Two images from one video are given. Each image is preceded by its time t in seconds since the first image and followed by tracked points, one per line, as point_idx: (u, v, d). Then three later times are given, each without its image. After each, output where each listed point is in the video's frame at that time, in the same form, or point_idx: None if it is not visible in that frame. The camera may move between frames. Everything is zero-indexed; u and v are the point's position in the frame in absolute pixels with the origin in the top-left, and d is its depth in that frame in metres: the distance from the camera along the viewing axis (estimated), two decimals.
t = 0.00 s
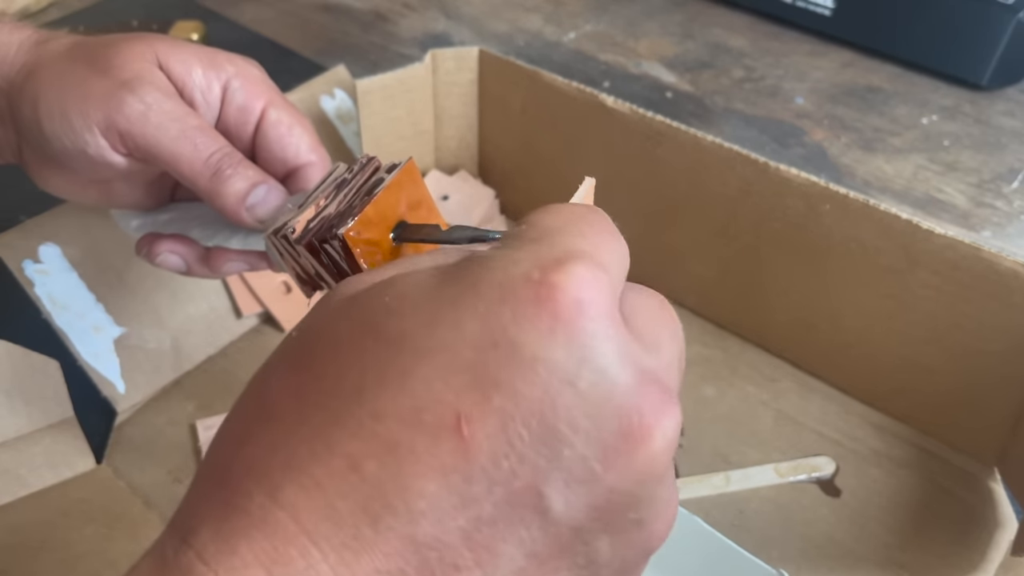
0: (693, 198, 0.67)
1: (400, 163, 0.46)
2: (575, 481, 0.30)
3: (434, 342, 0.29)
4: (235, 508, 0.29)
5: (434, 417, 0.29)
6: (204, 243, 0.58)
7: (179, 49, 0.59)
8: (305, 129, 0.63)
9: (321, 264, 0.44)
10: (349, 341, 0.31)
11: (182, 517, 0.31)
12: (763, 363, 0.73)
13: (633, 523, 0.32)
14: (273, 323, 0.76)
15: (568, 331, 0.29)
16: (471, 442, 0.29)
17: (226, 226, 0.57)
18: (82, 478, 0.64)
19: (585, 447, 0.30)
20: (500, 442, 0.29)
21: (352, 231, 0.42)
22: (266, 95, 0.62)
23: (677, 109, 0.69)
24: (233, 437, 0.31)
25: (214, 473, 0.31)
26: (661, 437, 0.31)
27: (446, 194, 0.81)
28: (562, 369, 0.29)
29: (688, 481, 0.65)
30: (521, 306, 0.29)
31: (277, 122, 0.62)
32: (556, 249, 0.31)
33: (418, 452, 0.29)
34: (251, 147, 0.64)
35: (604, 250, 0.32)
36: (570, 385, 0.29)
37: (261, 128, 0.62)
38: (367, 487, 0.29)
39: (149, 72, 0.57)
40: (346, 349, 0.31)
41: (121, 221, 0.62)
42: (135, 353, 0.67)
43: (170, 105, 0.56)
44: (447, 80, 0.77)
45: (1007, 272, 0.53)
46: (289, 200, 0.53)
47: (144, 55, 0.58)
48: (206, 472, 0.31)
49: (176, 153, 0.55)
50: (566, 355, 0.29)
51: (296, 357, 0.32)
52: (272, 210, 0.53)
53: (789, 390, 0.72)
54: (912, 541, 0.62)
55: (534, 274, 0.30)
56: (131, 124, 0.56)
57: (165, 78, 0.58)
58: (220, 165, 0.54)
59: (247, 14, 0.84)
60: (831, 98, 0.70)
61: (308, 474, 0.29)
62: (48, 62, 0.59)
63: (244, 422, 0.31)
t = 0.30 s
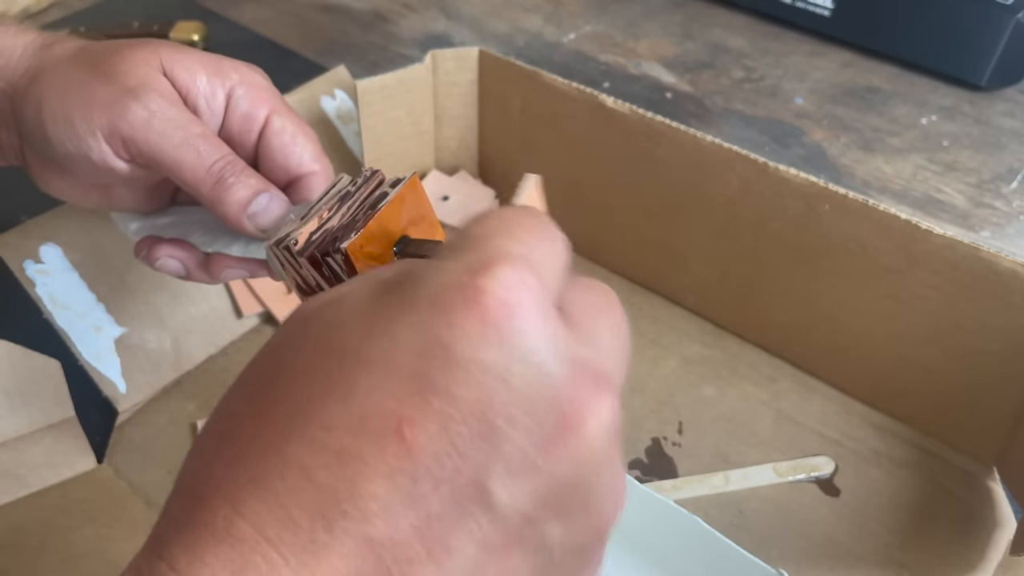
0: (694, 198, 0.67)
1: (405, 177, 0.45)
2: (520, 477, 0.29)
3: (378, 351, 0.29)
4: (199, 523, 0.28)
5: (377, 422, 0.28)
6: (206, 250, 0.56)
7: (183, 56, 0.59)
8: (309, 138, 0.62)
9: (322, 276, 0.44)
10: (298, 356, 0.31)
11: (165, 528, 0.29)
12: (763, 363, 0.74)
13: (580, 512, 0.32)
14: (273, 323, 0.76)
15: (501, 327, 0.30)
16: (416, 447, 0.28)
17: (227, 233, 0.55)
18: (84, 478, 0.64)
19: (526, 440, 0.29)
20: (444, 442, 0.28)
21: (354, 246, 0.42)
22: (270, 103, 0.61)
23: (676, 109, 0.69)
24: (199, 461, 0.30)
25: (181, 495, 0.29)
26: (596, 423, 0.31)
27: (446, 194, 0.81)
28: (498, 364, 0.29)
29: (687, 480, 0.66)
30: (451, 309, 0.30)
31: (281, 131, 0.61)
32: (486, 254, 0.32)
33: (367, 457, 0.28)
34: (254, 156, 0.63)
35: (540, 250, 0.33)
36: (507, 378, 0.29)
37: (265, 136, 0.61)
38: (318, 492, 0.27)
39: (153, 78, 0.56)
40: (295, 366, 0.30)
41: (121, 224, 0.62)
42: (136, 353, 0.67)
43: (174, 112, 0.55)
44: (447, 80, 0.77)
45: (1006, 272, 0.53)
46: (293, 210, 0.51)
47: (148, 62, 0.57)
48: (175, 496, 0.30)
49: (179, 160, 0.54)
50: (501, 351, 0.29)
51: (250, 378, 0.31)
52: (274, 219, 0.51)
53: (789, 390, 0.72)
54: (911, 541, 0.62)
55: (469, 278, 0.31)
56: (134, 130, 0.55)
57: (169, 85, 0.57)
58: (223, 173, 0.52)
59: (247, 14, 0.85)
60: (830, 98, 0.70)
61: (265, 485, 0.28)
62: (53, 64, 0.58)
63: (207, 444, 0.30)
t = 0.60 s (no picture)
0: (693, 198, 0.67)
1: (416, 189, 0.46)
2: (511, 437, 0.31)
3: (374, 331, 0.29)
4: (207, 509, 0.27)
5: (386, 396, 0.28)
6: (215, 252, 0.54)
7: (193, 60, 0.58)
8: (319, 143, 0.61)
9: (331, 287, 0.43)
10: (282, 339, 0.30)
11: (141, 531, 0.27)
12: (763, 363, 0.74)
13: (554, 476, 0.33)
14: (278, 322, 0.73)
15: (495, 305, 0.30)
16: (425, 412, 0.29)
17: (236, 235, 0.53)
18: (84, 478, 0.64)
19: (515, 404, 0.31)
20: (448, 411, 0.29)
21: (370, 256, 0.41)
22: (280, 107, 0.61)
23: (676, 109, 0.69)
24: (188, 448, 0.28)
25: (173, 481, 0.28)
26: (574, 390, 0.32)
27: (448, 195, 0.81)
28: (489, 339, 0.30)
29: (687, 480, 0.66)
30: (437, 291, 0.30)
31: (292, 135, 0.60)
32: (465, 242, 0.32)
33: (380, 430, 0.28)
34: (264, 160, 0.62)
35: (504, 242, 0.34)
36: (498, 352, 0.30)
37: (275, 141, 0.61)
38: (332, 467, 0.27)
39: (163, 83, 0.56)
40: (287, 349, 0.29)
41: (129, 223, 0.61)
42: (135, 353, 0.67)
43: (185, 118, 0.54)
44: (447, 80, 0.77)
45: (1006, 272, 0.53)
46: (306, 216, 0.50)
47: (159, 66, 0.56)
48: (160, 483, 0.28)
49: (190, 165, 0.53)
50: (491, 328, 0.30)
51: (233, 365, 0.30)
52: (286, 224, 0.50)
53: (789, 389, 0.72)
54: (911, 541, 0.62)
55: (452, 264, 0.31)
56: (145, 135, 0.54)
57: (179, 90, 0.57)
58: (233, 178, 0.51)
59: (248, 15, 0.85)
60: (829, 98, 0.70)
61: (276, 463, 0.27)
62: (62, 67, 0.58)
63: (196, 430, 0.29)
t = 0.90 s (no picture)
0: (693, 198, 0.67)
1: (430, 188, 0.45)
2: (477, 494, 0.32)
3: (361, 378, 0.30)
4: (181, 540, 0.28)
5: (364, 444, 0.30)
6: (227, 250, 0.55)
7: (202, 60, 0.55)
8: (330, 142, 0.58)
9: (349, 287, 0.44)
10: (266, 371, 0.30)
11: (118, 550, 0.28)
12: (763, 363, 0.74)
13: (513, 530, 0.35)
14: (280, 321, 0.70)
15: (478, 363, 0.32)
16: (399, 464, 0.30)
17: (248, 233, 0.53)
18: (82, 477, 0.61)
19: (485, 464, 0.32)
20: (423, 463, 0.31)
21: (383, 258, 0.41)
22: (291, 106, 0.58)
23: (676, 109, 0.69)
24: (166, 473, 0.29)
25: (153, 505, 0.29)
26: (541, 452, 0.34)
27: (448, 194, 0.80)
28: (470, 395, 0.31)
29: (687, 480, 0.66)
30: (425, 345, 0.31)
31: (301, 135, 0.58)
32: (456, 292, 0.34)
33: (355, 478, 0.29)
34: (274, 160, 0.59)
35: (497, 289, 0.35)
36: (475, 409, 0.32)
37: (286, 140, 0.58)
38: (308, 511, 0.29)
39: (174, 85, 0.53)
40: (270, 387, 0.30)
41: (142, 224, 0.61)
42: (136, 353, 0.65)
43: (196, 120, 0.52)
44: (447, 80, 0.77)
45: (1006, 272, 0.53)
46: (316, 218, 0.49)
47: (168, 66, 0.54)
48: (136, 505, 0.29)
49: (201, 166, 0.51)
50: (473, 386, 0.31)
51: (215, 391, 0.31)
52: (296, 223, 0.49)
53: (789, 390, 0.72)
54: (911, 541, 0.62)
55: (442, 315, 0.32)
56: (155, 137, 0.52)
57: (189, 90, 0.54)
58: (244, 179, 0.50)
59: (247, 14, 0.85)
60: (830, 98, 0.70)
61: (253, 502, 0.28)
62: (70, 67, 0.56)
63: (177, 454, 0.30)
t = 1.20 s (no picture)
0: (693, 198, 0.67)
1: (435, 205, 0.45)
2: (450, 494, 0.32)
3: (332, 382, 0.30)
4: (156, 544, 0.28)
5: (337, 447, 0.30)
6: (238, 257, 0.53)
7: (209, 65, 0.54)
8: (338, 147, 0.57)
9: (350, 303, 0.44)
10: (239, 378, 0.30)
11: (97, 555, 0.28)
12: (763, 363, 0.74)
13: (488, 531, 0.35)
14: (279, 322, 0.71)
15: (448, 364, 0.32)
16: (371, 466, 0.30)
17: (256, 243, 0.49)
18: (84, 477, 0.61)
19: (457, 464, 0.32)
20: (395, 464, 0.31)
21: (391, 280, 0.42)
22: (299, 111, 0.57)
23: (676, 109, 0.69)
24: (141, 479, 0.29)
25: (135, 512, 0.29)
26: (515, 452, 0.34)
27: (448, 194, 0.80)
28: (441, 398, 0.31)
29: (687, 480, 0.66)
30: (396, 349, 0.31)
31: (310, 140, 0.57)
32: (429, 296, 0.34)
33: (327, 479, 0.29)
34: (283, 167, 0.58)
35: (470, 294, 0.35)
36: (446, 410, 0.32)
37: (294, 146, 0.57)
38: (281, 513, 0.29)
39: (181, 92, 0.52)
40: (242, 394, 0.30)
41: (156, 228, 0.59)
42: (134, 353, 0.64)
43: (203, 127, 0.50)
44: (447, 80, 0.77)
45: (1006, 272, 0.53)
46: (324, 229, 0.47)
47: (175, 73, 0.53)
48: (113, 512, 0.29)
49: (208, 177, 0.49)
50: (444, 387, 0.31)
51: (188, 399, 0.31)
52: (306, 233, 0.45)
53: (789, 389, 0.72)
54: (911, 541, 0.62)
55: (412, 320, 0.32)
56: (161, 146, 0.50)
57: (196, 98, 0.53)
58: (251, 188, 0.46)
59: (248, 14, 0.85)
60: (829, 98, 0.70)
61: (227, 505, 0.29)
62: (77, 71, 0.55)
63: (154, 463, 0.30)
